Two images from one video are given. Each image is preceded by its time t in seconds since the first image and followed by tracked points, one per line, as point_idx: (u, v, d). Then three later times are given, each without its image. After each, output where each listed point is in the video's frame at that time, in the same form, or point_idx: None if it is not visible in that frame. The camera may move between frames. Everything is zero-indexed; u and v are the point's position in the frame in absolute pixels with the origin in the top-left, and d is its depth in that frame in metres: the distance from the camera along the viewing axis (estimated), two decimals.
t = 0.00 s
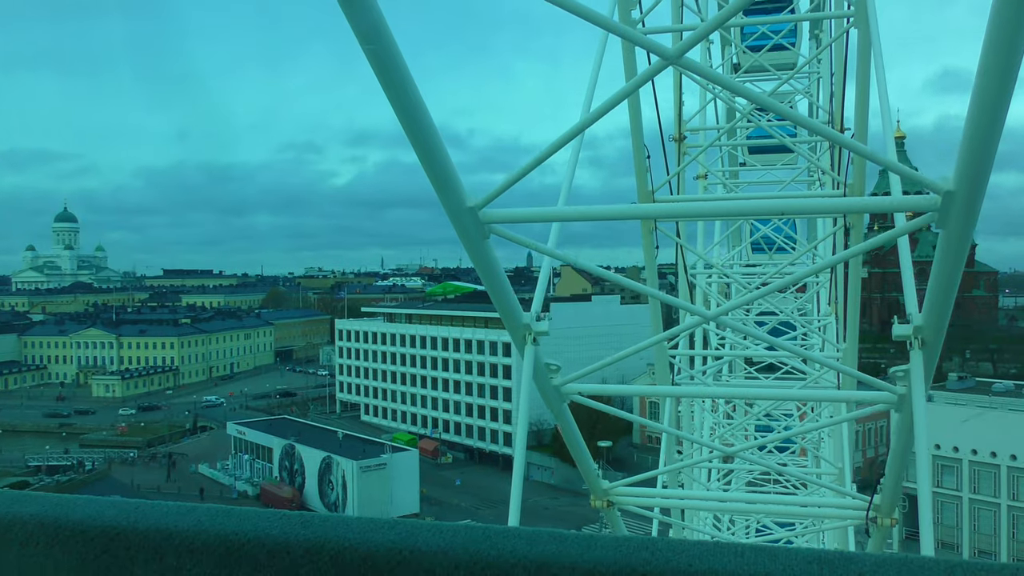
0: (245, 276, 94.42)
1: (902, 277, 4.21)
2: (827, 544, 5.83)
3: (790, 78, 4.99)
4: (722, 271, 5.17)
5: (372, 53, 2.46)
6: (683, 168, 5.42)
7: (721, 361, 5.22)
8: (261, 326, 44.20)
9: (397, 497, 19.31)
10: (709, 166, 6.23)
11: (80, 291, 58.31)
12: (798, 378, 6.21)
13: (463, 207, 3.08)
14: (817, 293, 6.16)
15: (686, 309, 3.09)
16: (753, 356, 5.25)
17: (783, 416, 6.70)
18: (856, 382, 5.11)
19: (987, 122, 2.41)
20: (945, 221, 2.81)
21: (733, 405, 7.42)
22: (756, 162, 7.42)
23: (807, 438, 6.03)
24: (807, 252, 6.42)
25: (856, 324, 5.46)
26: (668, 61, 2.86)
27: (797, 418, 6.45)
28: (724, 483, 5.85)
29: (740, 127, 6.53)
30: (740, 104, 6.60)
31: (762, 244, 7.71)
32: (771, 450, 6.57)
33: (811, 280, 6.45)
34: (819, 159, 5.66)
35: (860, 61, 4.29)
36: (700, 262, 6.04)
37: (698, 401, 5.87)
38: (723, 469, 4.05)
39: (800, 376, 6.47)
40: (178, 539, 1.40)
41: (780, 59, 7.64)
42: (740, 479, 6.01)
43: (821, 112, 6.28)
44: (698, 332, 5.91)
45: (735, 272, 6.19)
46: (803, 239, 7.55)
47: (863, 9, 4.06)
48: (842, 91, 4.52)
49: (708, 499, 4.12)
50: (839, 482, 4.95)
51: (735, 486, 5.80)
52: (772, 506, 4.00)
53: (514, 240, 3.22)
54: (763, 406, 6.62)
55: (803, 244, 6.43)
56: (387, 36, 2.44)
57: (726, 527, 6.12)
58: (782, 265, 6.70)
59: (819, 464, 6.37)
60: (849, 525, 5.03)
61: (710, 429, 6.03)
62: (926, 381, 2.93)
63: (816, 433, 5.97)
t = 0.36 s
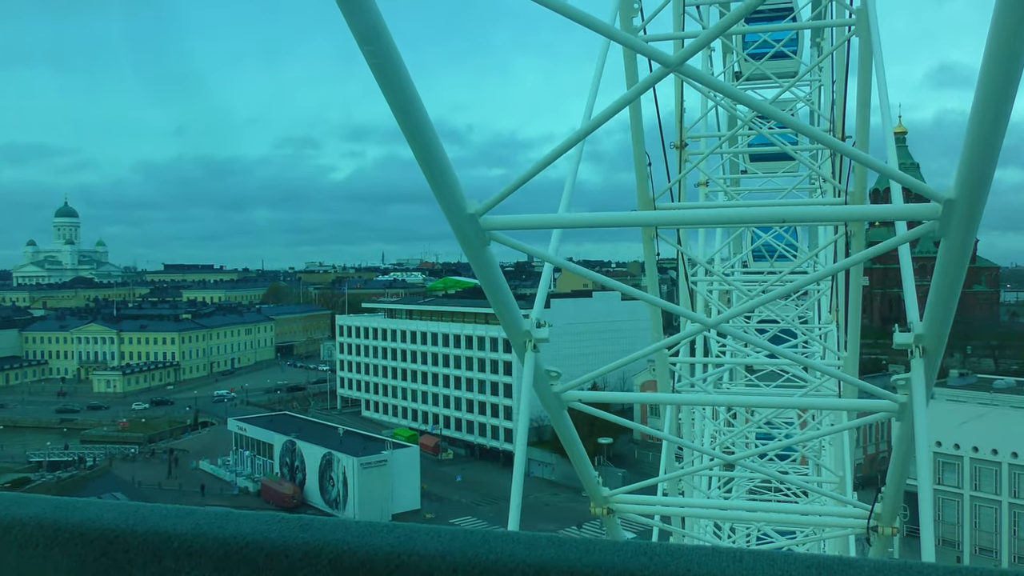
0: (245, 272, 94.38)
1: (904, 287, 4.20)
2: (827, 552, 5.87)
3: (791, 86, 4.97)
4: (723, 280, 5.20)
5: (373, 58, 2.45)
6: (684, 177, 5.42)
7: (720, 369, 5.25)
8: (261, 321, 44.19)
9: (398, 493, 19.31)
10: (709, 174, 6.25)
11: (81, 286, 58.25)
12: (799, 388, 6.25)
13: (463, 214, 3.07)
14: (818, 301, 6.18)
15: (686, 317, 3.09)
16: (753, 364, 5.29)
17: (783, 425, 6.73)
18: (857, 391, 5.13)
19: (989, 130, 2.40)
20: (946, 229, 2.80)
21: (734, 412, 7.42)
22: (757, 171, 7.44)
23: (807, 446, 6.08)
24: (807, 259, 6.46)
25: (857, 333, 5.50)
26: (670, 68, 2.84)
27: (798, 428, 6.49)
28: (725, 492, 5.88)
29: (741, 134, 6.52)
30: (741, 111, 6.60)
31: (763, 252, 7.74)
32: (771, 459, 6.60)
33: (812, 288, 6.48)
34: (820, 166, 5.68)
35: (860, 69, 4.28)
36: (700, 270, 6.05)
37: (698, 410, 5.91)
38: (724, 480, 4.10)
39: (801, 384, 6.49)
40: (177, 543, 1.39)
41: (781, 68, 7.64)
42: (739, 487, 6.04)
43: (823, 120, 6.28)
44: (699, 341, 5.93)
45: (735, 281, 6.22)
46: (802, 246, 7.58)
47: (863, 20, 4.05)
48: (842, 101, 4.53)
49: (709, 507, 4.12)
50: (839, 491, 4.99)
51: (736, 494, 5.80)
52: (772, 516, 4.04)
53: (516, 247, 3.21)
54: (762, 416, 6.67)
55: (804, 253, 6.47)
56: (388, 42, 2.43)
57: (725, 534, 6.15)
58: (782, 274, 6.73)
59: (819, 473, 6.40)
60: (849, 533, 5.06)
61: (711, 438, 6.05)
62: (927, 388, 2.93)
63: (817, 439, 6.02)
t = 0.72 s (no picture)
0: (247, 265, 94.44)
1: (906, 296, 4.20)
2: (829, 560, 5.85)
3: (795, 93, 4.95)
4: (725, 285, 5.20)
5: (376, 64, 2.44)
6: (687, 181, 5.41)
7: (722, 375, 5.25)
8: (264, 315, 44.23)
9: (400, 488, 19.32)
10: (712, 180, 6.25)
11: (84, 279, 58.31)
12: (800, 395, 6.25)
13: (466, 219, 3.05)
14: (821, 308, 6.19)
15: (688, 323, 3.08)
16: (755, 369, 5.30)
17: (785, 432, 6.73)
18: (859, 398, 5.12)
19: (991, 138, 2.39)
20: (949, 236, 2.79)
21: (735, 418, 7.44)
22: (760, 176, 7.43)
23: (808, 453, 6.08)
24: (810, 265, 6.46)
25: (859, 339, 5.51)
26: (673, 74, 2.83)
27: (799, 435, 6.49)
28: (726, 497, 5.87)
29: (744, 139, 6.52)
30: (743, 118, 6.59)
31: (766, 258, 7.74)
32: (773, 466, 6.60)
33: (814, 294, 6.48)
34: (822, 173, 5.68)
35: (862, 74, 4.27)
36: (702, 276, 6.06)
37: (699, 415, 5.92)
38: (726, 487, 4.10)
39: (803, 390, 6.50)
40: (182, 552, 1.20)
41: (784, 74, 7.63)
42: (741, 493, 6.03)
43: (826, 127, 6.27)
44: (701, 346, 5.94)
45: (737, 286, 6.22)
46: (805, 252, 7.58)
47: (866, 30, 4.04)
48: (847, 109, 4.51)
49: (710, 512, 4.10)
50: (841, 498, 4.98)
51: (736, 498, 5.79)
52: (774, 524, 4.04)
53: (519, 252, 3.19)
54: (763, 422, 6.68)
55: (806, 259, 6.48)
56: (391, 47, 2.42)
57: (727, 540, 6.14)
58: (785, 279, 6.72)
59: (822, 480, 6.39)
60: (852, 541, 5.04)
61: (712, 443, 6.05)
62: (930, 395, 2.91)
63: (818, 446, 6.02)
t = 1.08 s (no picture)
0: (249, 262, 94.42)
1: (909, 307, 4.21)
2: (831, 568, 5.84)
3: (797, 102, 4.93)
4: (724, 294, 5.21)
5: (376, 67, 2.45)
6: (687, 191, 5.41)
7: (722, 386, 5.26)
8: (265, 312, 44.24)
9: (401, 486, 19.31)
10: (713, 190, 6.25)
11: (86, 276, 58.31)
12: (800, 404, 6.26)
13: (468, 227, 3.04)
14: (822, 317, 6.20)
15: (690, 332, 3.07)
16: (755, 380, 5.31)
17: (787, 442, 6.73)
18: (861, 408, 5.13)
19: (992, 149, 2.37)
20: (952, 246, 2.77)
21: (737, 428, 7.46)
22: (762, 186, 7.43)
23: (809, 463, 6.08)
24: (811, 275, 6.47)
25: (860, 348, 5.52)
26: (676, 83, 2.82)
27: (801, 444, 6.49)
28: (727, 508, 5.88)
29: (747, 149, 6.54)
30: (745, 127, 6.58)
31: (767, 267, 7.74)
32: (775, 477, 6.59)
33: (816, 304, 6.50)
34: (824, 182, 5.66)
35: (863, 81, 4.25)
36: (704, 285, 6.07)
37: (699, 425, 5.93)
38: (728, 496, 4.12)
39: (804, 399, 6.50)
40: (182, 552, 1.17)
41: (787, 83, 7.64)
42: (743, 504, 6.04)
43: (827, 137, 6.28)
44: (703, 356, 5.96)
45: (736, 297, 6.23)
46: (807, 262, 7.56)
47: (868, 39, 4.03)
48: (847, 123, 4.50)
49: (711, 523, 4.13)
50: (842, 509, 5.00)
51: (738, 509, 5.84)
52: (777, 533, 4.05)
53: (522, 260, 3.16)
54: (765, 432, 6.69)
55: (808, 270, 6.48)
56: (393, 52, 2.43)
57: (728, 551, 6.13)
58: (786, 288, 6.72)
59: (823, 489, 6.38)
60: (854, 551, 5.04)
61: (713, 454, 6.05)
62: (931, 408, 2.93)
63: (819, 455, 6.02)
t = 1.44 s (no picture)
0: (250, 265, 94.38)
1: (908, 323, 4.21)
2: None
3: (797, 118, 4.91)
4: (726, 309, 5.22)
5: (375, 82, 2.44)
6: (688, 209, 5.41)
7: (723, 402, 5.26)
8: (266, 315, 44.25)
9: (402, 491, 19.28)
10: (716, 205, 6.24)
11: (86, 279, 58.24)
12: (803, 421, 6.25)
13: (467, 242, 3.01)
14: (824, 332, 6.20)
15: (691, 347, 3.04)
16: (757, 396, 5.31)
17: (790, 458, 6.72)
18: (862, 426, 5.14)
19: (992, 168, 2.36)
20: (953, 264, 2.75)
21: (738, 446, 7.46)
22: (763, 202, 7.43)
23: (811, 479, 6.07)
24: (813, 290, 6.47)
25: (862, 365, 5.53)
26: (676, 98, 2.80)
27: (803, 461, 6.47)
28: (728, 525, 5.87)
29: (747, 164, 6.55)
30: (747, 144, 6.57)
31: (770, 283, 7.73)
32: (776, 493, 6.58)
33: (818, 319, 6.50)
34: (825, 197, 5.64)
35: (865, 99, 4.24)
36: (705, 300, 6.08)
37: (700, 441, 5.93)
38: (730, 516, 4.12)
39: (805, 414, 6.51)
40: (183, 550, 1.28)
41: (788, 99, 7.65)
42: (744, 521, 6.03)
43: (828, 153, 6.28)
44: (703, 372, 5.97)
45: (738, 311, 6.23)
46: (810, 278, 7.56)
47: (867, 55, 4.02)
48: (849, 140, 4.48)
49: (710, 541, 4.12)
50: (844, 526, 4.99)
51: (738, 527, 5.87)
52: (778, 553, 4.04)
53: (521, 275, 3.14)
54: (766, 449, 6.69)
55: (809, 285, 6.48)
56: (392, 68, 2.43)
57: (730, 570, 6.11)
58: (788, 303, 6.73)
59: (824, 506, 6.36)
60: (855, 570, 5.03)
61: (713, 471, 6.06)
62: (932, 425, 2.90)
63: (821, 471, 6.02)
